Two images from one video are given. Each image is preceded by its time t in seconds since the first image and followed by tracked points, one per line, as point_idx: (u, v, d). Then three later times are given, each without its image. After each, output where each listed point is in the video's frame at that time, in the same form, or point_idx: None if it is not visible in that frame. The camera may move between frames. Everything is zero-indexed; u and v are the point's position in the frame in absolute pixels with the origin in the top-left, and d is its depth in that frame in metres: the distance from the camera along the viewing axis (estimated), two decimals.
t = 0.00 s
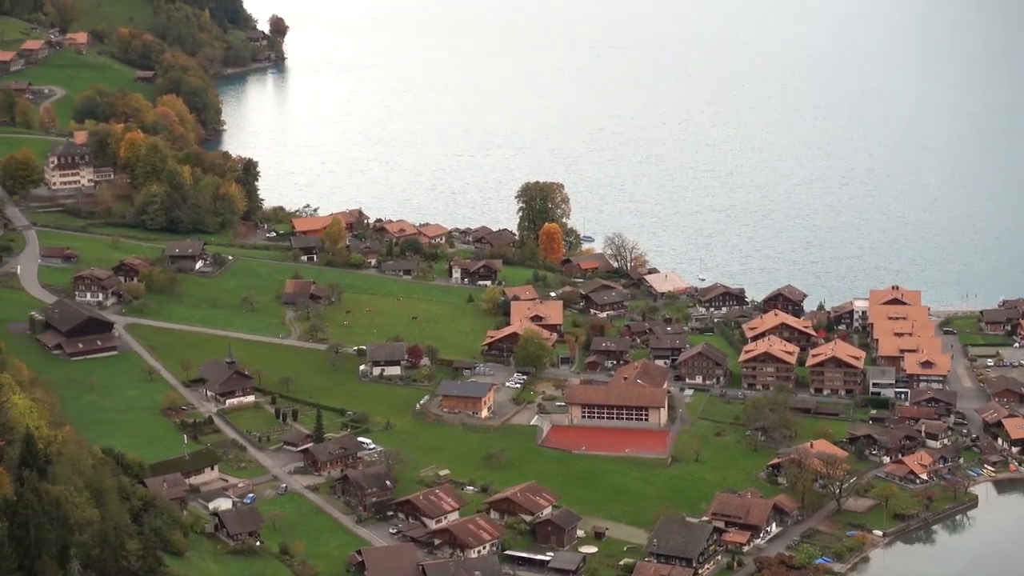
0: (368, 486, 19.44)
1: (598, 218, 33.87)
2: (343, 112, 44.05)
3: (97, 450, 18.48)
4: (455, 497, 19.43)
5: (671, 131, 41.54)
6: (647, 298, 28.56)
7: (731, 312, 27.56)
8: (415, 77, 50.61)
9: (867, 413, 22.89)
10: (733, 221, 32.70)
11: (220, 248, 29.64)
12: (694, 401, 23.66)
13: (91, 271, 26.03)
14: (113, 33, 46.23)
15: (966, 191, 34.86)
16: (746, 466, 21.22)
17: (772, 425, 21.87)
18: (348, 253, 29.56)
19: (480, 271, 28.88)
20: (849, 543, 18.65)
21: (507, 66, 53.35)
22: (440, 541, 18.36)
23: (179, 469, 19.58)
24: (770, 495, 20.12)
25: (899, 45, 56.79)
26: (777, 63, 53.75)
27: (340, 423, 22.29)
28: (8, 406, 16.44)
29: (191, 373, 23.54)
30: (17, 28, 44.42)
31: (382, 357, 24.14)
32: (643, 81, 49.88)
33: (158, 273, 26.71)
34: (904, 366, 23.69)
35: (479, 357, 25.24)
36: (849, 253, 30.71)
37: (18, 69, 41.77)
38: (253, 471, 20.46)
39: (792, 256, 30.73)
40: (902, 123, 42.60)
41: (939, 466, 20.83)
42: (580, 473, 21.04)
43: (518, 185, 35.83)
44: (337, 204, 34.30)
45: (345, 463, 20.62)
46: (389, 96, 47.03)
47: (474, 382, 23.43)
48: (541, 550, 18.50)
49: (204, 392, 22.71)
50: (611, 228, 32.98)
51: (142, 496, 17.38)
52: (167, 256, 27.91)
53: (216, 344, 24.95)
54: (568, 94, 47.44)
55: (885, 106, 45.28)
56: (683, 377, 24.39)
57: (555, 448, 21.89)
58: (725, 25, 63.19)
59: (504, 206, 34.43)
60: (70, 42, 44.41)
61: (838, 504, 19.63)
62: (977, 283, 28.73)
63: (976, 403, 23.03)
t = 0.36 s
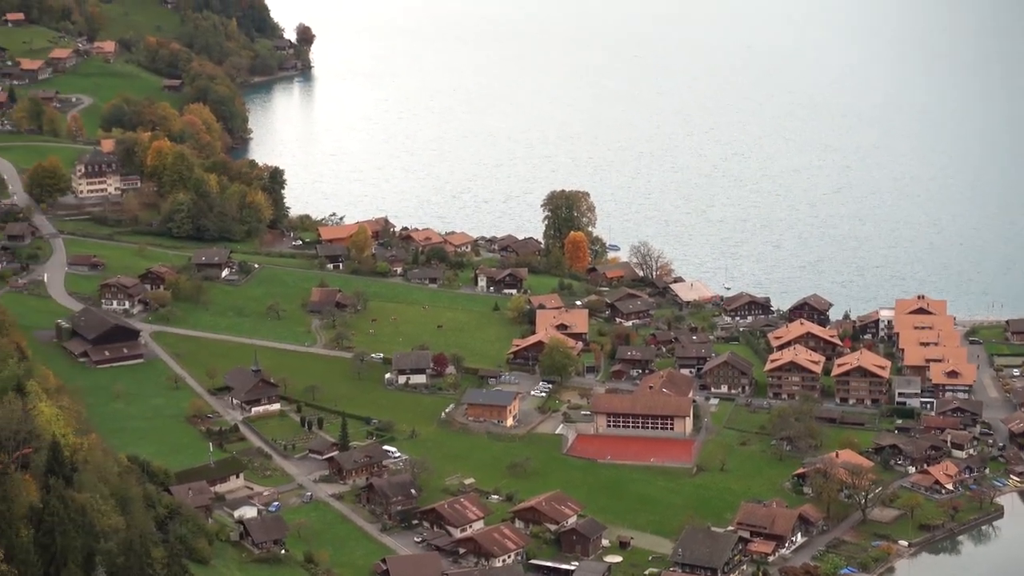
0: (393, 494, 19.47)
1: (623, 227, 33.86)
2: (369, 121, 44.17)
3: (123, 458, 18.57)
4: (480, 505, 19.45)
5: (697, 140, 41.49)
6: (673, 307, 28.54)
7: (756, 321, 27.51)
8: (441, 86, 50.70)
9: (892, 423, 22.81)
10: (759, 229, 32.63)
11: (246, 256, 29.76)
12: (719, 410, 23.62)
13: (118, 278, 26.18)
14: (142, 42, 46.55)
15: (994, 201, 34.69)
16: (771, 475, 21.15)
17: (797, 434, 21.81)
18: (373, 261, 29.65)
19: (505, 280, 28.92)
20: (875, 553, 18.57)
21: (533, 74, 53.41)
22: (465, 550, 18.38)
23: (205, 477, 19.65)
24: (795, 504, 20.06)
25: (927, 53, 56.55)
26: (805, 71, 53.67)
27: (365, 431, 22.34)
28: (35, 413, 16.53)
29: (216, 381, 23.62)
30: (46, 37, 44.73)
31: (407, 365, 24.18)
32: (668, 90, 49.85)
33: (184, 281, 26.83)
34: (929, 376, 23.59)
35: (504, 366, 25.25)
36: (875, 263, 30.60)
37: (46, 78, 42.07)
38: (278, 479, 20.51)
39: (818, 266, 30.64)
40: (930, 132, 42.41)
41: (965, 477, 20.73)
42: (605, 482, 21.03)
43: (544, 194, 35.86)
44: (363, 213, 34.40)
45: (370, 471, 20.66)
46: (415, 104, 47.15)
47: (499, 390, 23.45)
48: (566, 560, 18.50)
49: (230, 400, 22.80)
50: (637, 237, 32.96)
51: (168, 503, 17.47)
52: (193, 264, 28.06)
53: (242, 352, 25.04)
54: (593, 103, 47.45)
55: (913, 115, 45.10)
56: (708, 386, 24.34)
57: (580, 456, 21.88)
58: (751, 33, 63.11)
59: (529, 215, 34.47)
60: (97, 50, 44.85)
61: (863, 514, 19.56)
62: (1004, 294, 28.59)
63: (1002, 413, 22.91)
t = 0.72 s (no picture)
0: (418, 503, 19.48)
1: (649, 236, 33.84)
2: (395, 129, 44.28)
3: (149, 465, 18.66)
4: (505, 514, 19.45)
5: (723, 150, 41.44)
6: (698, 316, 28.52)
7: (782, 330, 27.44)
8: (467, 95, 50.81)
9: (918, 433, 22.71)
10: (785, 237, 32.55)
11: (273, 264, 29.90)
12: (745, 420, 23.57)
13: (144, 287, 26.36)
14: (170, 51, 46.92)
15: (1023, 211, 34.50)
16: (797, 485, 21.08)
17: (823, 444, 21.73)
18: (399, 270, 29.73)
19: (531, 288, 28.95)
20: (900, 564, 18.48)
21: (559, 84, 53.50)
22: (490, 559, 18.38)
23: (230, 485, 19.72)
24: (820, 514, 20.00)
25: (956, 62, 56.31)
26: (831, 80, 53.62)
27: (390, 439, 22.39)
28: (61, 420, 16.64)
29: (242, 390, 23.71)
30: (73, 45, 45.53)
31: (433, 374, 24.23)
32: (694, 99, 49.83)
33: (210, 289, 26.98)
34: (955, 386, 23.50)
35: (530, 375, 25.27)
36: (902, 273, 30.49)
37: (73, 85, 42.56)
38: (303, 487, 20.54)
39: (844, 275, 30.53)
40: (958, 142, 42.22)
41: (991, 487, 20.61)
42: (630, 491, 21.00)
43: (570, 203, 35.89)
44: (389, 221, 34.49)
45: (395, 479, 20.69)
46: (442, 112, 47.25)
47: (524, 399, 23.46)
48: (590, 569, 18.47)
49: (256, 408, 22.89)
50: (662, 246, 32.95)
51: (193, 511, 17.55)
52: (220, 272, 28.21)
53: (268, 360, 25.14)
54: (619, 112, 47.46)
55: (942, 124, 44.91)
56: (733, 396, 24.30)
57: (605, 466, 21.86)
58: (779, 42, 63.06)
59: (555, 225, 34.50)
60: (124, 59, 45.49)
61: (889, 524, 19.47)
62: None
63: None
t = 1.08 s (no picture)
0: (442, 512, 19.48)
1: (674, 247, 33.80)
2: (421, 139, 44.36)
3: (174, 473, 18.74)
4: (530, 524, 19.43)
5: (749, 159, 41.33)
6: (723, 326, 28.48)
7: (807, 341, 27.35)
8: (493, 104, 50.89)
9: (943, 444, 22.61)
10: (810, 247, 32.44)
11: (297, 274, 30.00)
12: (770, 430, 23.50)
13: (170, 296, 26.49)
14: (196, 61, 47.21)
15: None
16: (822, 496, 21.00)
17: (848, 455, 21.65)
18: (424, 279, 29.80)
19: (555, 298, 28.95)
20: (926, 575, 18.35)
21: (584, 93, 53.56)
22: (514, 569, 18.36)
23: (255, 494, 19.76)
24: (845, 525, 19.92)
25: (984, 72, 56.06)
26: (857, 91, 53.47)
27: (415, 449, 22.40)
28: (87, 428, 16.75)
29: (267, 399, 23.79)
30: (98, 55, 46.08)
31: (457, 384, 24.26)
32: (719, 109, 49.79)
33: (235, 299, 27.08)
34: (981, 397, 23.39)
35: (554, 385, 25.27)
36: (928, 284, 30.36)
37: (99, 94, 42.90)
38: (327, 496, 20.56)
39: (870, 285, 30.41)
40: (985, 152, 42.02)
41: (1016, 498, 20.50)
42: (655, 501, 20.96)
43: (595, 214, 35.89)
44: (414, 231, 34.56)
45: (420, 489, 20.69)
46: (467, 122, 47.32)
47: (548, 409, 23.47)
48: None
49: (281, 417, 22.96)
50: (687, 256, 32.90)
51: (218, 520, 17.61)
52: (245, 281, 28.33)
53: (293, 370, 25.22)
54: (646, 122, 47.44)
55: (969, 134, 44.70)
56: (758, 407, 24.23)
57: (630, 476, 21.82)
58: (804, 52, 62.97)
59: (580, 236, 34.50)
60: (150, 68, 45.88)
61: (914, 535, 19.36)
62: None
63: None
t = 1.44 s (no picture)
0: (464, 523, 19.48)
1: (697, 259, 33.75)
2: (444, 150, 44.42)
3: (197, 484, 18.82)
4: (552, 536, 19.40)
5: (772, 171, 41.25)
6: (746, 338, 28.43)
7: (831, 353, 27.26)
8: (516, 116, 50.96)
9: (967, 456, 22.50)
10: (833, 257, 32.34)
11: (320, 284, 30.08)
12: (793, 442, 23.43)
13: (193, 306, 26.62)
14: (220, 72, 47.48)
15: None
16: (846, 509, 20.90)
17: (871, 467, 21.57)
18: (447, 290, 29.84)
19: (578, 309, 28.94)
20: None
21: (607, 105, 53.58)
22: None
23: (278, 504, 19.80)
24: (869, 538, 19.82)
25: (1010, 83, 55.79)
26: (882, 103, 53.31)
27: (438, 460, 22.40)
28: (110, 439, 16.85)
29: (290, 409, 23.85)
30: (121, 65, 46.45)
31: (480, 395, 24.29)
32: (742, 120, 49.72)
33: (258, 309, 27.17)
34: (1005, 409, 23.27)
35: (577, 396, 25.25)
36: (952, 297, 30.22)
37: (122, 105, 43.22)
38: (350, 507, 20.55)
39: (894, 297, 30.30)
40: (1011, 164, 41.79)
41: None
42: (678, 513, 20.90)
43: (617, 226, 35.88)
44: (437, 242, 34.62)
45: (442, 500, 20.69)
46: (490, 133, 47.35)
47: (571, 420, 23.46)
48: None
49: (304, 428, 23.01)
50: (710, 268, 32.84)
51: (240, 530, 17.65)
52: (268, 292, 28.42)
53: (316, 380, 25.27)
54: (668, 134, 47.40)
55: (994, 146, 44.48)
56: (781, 418, 24.16)
57: (653, 487, 21.78)
58: (827, 63, 62.85)
59: (603, 249, 34.49)
60: (174, 79, 46.17)
61: (937, 547, 19.24)
62: None
63: None
